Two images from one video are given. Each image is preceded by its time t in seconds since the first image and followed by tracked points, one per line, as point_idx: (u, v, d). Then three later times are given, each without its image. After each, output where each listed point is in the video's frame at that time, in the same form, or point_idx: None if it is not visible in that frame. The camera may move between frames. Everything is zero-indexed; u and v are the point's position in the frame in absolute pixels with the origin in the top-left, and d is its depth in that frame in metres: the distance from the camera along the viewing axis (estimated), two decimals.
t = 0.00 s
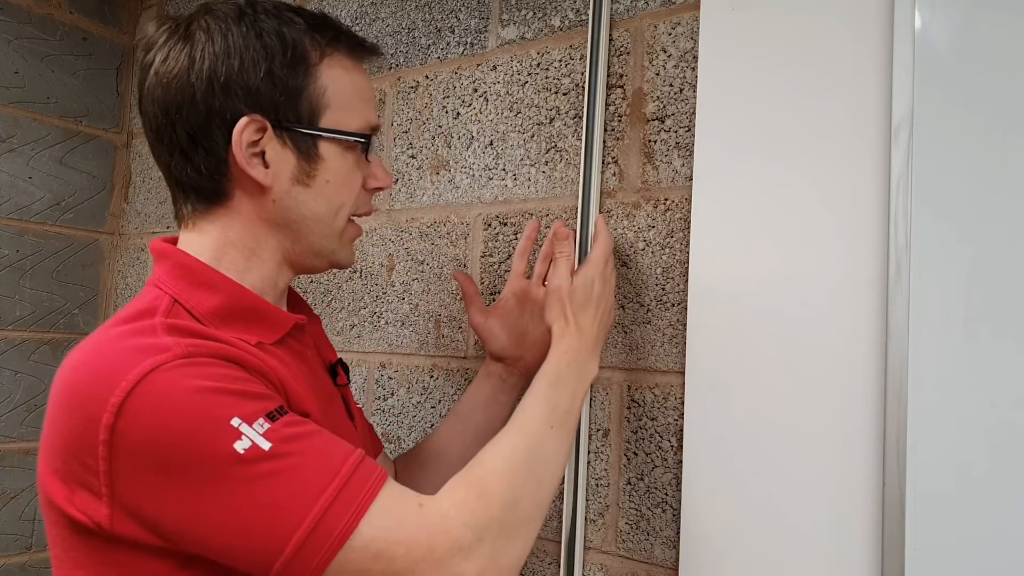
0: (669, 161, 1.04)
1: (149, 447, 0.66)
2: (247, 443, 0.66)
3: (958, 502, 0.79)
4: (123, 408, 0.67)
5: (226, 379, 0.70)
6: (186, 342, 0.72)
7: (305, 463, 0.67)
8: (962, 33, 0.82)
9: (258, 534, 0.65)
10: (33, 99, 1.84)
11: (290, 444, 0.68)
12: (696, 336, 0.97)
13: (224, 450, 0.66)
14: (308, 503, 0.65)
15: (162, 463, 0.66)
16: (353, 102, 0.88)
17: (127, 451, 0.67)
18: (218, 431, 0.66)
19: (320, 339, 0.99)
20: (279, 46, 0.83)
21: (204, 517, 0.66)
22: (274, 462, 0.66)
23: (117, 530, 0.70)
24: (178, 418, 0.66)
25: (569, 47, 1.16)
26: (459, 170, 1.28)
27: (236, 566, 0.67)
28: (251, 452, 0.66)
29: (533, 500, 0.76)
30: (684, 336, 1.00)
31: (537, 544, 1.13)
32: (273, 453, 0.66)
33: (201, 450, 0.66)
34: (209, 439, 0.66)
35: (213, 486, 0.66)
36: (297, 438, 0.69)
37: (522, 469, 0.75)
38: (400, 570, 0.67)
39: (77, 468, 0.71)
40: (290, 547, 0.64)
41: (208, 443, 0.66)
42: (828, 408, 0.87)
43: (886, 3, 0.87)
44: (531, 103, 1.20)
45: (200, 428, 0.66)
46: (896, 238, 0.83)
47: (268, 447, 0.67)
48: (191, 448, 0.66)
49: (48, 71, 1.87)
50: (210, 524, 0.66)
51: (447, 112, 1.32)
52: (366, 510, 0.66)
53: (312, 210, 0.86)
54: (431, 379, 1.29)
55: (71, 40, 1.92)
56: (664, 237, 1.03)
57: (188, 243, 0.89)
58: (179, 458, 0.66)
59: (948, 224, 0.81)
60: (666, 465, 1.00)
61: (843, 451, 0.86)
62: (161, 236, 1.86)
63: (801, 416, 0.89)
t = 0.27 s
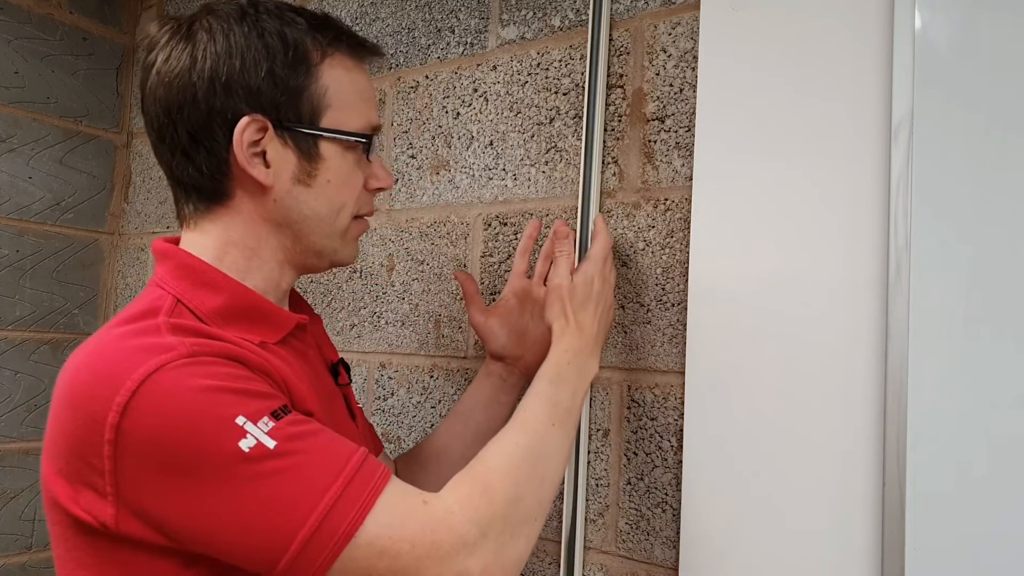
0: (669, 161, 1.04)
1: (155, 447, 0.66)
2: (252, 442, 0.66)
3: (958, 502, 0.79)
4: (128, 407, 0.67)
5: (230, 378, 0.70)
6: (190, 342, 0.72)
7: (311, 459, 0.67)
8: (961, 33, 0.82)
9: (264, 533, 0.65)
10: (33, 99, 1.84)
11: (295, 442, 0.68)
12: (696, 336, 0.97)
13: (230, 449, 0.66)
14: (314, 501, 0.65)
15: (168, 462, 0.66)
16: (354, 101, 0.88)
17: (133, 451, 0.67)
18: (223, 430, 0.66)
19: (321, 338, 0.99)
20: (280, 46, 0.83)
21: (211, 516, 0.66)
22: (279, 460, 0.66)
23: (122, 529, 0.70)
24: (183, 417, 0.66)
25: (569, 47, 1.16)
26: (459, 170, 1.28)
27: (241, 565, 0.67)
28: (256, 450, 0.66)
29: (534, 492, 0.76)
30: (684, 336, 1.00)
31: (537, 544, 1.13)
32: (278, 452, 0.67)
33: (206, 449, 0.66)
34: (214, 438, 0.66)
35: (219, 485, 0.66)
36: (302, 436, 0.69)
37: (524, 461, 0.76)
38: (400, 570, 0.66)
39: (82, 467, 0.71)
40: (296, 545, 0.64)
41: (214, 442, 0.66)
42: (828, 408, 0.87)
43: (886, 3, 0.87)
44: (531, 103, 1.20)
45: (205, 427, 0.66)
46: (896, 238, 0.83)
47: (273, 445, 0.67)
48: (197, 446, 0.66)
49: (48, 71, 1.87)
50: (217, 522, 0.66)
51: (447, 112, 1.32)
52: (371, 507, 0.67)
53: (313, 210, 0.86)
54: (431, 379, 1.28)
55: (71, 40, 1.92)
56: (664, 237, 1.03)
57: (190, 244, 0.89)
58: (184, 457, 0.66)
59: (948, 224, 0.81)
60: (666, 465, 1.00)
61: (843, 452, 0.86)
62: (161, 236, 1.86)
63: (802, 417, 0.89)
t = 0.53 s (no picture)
0: (669, 161, 1.04)
1: (139, 456, 0.66)
2: (228, 473, 0.66)
3: (958, 502, 0.79)
4: (120, 411, 0.67)
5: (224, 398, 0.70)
6: (191, 351, 0.72)
7: (282, 502, 0.67)
8: (962, 32, 0.82)
9: (222, 563, 0.65)
10: (33, 99, 1.84)
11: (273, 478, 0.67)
12: (696, 336, 0.97)
13: (205, 475, 0.66)
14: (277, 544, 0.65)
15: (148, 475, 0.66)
16: (359, 96, 0.88)
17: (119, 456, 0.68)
18: (204, 455, 0.66)
19: (331, 342, 0.99)
20: (280, 43, 0.84)
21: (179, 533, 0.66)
22: (250, 495, 0.66)
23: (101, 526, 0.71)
24: (169, 434, 0.66)
25: (569, 47, 1.16)
26: (459, 170, 1.28)
27: None
28: (230, 481, 0.66)
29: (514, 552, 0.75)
30: (684, 336, 1.00)
31: (537, 544, 1.13)
32: (252, 488, 0.66)
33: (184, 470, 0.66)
34: (196, 458, 0.66)
35: (190, 507, 0.66)
36: (281, 473, 0.68)
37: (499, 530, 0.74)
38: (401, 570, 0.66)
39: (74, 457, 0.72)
40: None
41: (191, 464, 0.66)
42: (828, 409, 0.87)
43: (886, 3, 0.87)
44: (531, 103, 1.20)
45: (188, 446, 0.66)
46: (896, 239, 0.83)
47: (248, 480, 0.66)
48: (177, 464, 0.66)
49: (48, 71, 1.88)
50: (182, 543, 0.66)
51: (447, 112, 1.32)
52: (332, 564, 0.66)
53: (321, 205, 0.86)
54: (431, 379, 1.28)
55: (71, 40, 1.92)
56: (664, 237, 1.03)
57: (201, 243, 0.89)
58: (164, 472, 0.66)
59: (949, 224, 0.81)
60: (666, 465, 1.00)
61: (842, 452, 0.86)
62: (161, 236, 1.86)
63: (801, 417, 0.89)
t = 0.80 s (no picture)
0: (669, 161, 1.04)
1: (128, 447, 0.66)
2: (214, 469, 0.66)
3: (958, 503, 0.79)
4: (113, 400, 0.67)
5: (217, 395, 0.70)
6: (190, 345, 0.72)
7: (265, 504, 0.67)
8: (962, 32, 0.82)
9: (202, 559, 0.65)
10: (33, 99, 1.84)
11: (257, 478, 0.67)
12: (696, 335, 0.97)
13: (190, 470, 0.66)
14: (255, 545, 0.65)
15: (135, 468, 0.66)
16: (381, 108, 0.88)
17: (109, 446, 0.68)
18: (191, 449, 0.66)
19: (338, 344, 1.00)
20: (311, 48, 0.84)
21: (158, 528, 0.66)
22: (234, 494, 0.66)
23: (88, 515, 0.72)
24: (160, 425, 0.66)
25: (569, 47, 1.16)
26: (460, 170, 1.28)
27: None
28: (215, 479, 0.66)
29: None
30: (684, 336, 1.00)
31: (538, 544, 1.13)
32: (235, 486, 0.66)
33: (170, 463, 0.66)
34: (183, 453, 0.66)
35: (173, 502, 0.66)
36: (266, 474, 0.68)
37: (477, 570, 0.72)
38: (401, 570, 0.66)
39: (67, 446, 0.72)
40: None
41: (177, 457, 0.66)
42: (828, 409, 0.87)
43: (886, 3, 0.87)
44: (531, 103, 1.20)
45: (178, 439, 0.66)
46: (896, 239, 0.83)
47: (232, 478, 0.66)
48: (163, 457, 0.66)
49: (48, 71, 1.88)
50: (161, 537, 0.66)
51: (447, 112, 1.32)
52: (311, 569, 0.66)
53: (333, 210, 0.86)
54: (431, 379, 1.28)
55: (71, 40, 1.92)
56: (664, 237, 1.03)
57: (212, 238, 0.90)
58: (150, 465, 0.66)
59: (949, 224, 0.81)
60: (666, 465, 1.00)
61: (842, 453, 0.86)
62: (161, 236, 1.86)
63: (800, 417, 0.89)
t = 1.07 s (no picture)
0: (669, 161, 1.04)
1: (143, 439, 0.67)
2: (233, 449, 0.66)
3: (958, 503, 0.79)
4: (122, 395, 0.68)
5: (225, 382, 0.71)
6: (194, 338, 0.73)
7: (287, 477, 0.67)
8: (962, 32, 0.82)
9: (230, 538, 0.65)
10: (33, 99, 1.84)
11: (276, 454, 0.68)
12: (696, 335, 0.97)
13: (208, 452, 0.66)
14: (282, 518, 0.65)
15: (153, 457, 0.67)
16: (380, 109, 0.88)
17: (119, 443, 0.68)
18: (205, 433, 0.66)
19: (337, 344, 1.00)
20: (310, 50, 0.84)
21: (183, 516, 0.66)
22: (256, 472, 0.66)
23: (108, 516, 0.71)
24: (172, 413, 0.67)
25: (569, 47, 1.16)
26: (460, 170, 1.28)
27: (207, 568, 0.67)
28: (235, 458, 0.66)
29: (505, 555, 0.72)
30: (684, 336, 1.00)
31: (538, 544, 1.13)
32: (256, 463, 0.66)
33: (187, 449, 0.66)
34: (199, 438, 0.66)
35: (197, 487, 0.66)
36: (286, 449, 0.69)
37: (494, 529, 0.72)
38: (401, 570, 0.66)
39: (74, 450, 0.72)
40: (256, 559, 0.64)
41: (192, 443, 0.66)
42: (828, 409, 0.87)
43: (886, 3, 0.87)
44: (531, 103, 1.20)
45: (191, 426, 0.66)
46: (896, 238, 0.83)
47: (252, 455, 0.67)
48: (178, 445, 0.66)
49: (48, 71, 1.88)
50: (185, 524, 0.66)
51: (447, 112, 1.32)
52: (340, 535, 0.66)
53: (330, 211, 0.86)
54: (431, 379, 1.28)
55: (71, 40, 1.92)
56: (664, 237, 1.03)
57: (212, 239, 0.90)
58: (168, 453, 0.66)
59: (949, 224, 0.81)
60: (666, 465, 1.00)
61: (842, 453, 0.86)
62: (161, 236, 1.86)
63: (799, 416, 0.89)
